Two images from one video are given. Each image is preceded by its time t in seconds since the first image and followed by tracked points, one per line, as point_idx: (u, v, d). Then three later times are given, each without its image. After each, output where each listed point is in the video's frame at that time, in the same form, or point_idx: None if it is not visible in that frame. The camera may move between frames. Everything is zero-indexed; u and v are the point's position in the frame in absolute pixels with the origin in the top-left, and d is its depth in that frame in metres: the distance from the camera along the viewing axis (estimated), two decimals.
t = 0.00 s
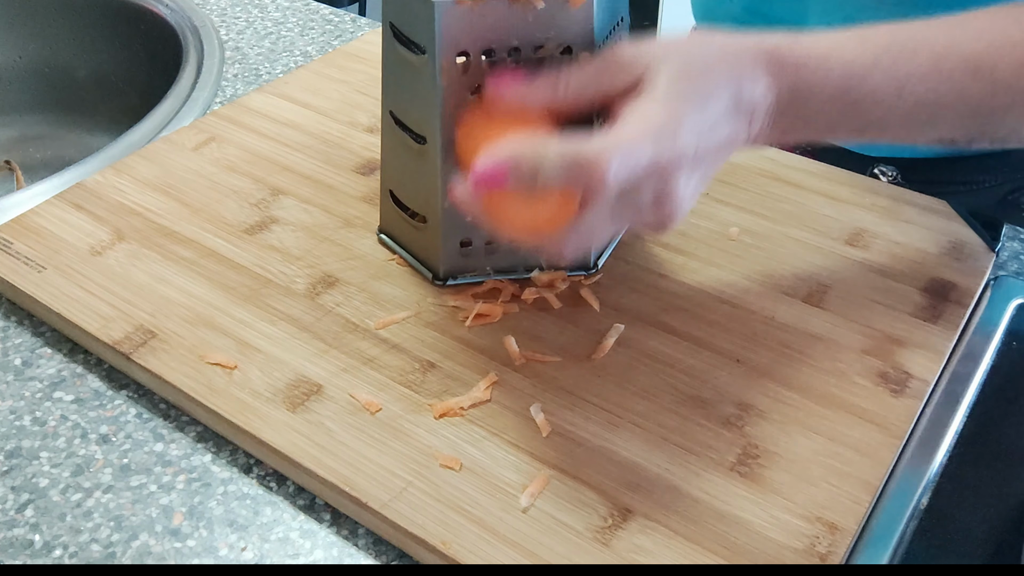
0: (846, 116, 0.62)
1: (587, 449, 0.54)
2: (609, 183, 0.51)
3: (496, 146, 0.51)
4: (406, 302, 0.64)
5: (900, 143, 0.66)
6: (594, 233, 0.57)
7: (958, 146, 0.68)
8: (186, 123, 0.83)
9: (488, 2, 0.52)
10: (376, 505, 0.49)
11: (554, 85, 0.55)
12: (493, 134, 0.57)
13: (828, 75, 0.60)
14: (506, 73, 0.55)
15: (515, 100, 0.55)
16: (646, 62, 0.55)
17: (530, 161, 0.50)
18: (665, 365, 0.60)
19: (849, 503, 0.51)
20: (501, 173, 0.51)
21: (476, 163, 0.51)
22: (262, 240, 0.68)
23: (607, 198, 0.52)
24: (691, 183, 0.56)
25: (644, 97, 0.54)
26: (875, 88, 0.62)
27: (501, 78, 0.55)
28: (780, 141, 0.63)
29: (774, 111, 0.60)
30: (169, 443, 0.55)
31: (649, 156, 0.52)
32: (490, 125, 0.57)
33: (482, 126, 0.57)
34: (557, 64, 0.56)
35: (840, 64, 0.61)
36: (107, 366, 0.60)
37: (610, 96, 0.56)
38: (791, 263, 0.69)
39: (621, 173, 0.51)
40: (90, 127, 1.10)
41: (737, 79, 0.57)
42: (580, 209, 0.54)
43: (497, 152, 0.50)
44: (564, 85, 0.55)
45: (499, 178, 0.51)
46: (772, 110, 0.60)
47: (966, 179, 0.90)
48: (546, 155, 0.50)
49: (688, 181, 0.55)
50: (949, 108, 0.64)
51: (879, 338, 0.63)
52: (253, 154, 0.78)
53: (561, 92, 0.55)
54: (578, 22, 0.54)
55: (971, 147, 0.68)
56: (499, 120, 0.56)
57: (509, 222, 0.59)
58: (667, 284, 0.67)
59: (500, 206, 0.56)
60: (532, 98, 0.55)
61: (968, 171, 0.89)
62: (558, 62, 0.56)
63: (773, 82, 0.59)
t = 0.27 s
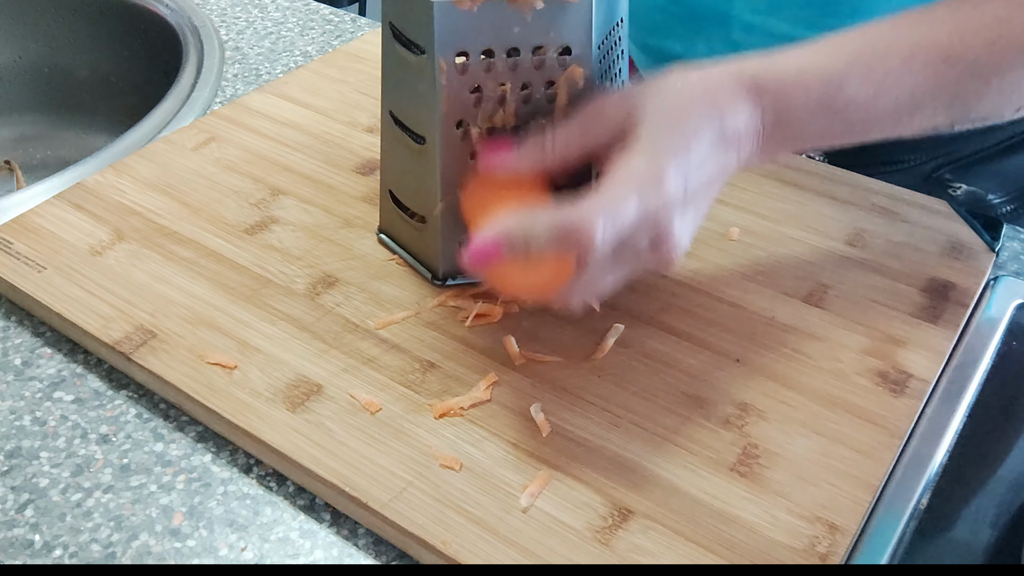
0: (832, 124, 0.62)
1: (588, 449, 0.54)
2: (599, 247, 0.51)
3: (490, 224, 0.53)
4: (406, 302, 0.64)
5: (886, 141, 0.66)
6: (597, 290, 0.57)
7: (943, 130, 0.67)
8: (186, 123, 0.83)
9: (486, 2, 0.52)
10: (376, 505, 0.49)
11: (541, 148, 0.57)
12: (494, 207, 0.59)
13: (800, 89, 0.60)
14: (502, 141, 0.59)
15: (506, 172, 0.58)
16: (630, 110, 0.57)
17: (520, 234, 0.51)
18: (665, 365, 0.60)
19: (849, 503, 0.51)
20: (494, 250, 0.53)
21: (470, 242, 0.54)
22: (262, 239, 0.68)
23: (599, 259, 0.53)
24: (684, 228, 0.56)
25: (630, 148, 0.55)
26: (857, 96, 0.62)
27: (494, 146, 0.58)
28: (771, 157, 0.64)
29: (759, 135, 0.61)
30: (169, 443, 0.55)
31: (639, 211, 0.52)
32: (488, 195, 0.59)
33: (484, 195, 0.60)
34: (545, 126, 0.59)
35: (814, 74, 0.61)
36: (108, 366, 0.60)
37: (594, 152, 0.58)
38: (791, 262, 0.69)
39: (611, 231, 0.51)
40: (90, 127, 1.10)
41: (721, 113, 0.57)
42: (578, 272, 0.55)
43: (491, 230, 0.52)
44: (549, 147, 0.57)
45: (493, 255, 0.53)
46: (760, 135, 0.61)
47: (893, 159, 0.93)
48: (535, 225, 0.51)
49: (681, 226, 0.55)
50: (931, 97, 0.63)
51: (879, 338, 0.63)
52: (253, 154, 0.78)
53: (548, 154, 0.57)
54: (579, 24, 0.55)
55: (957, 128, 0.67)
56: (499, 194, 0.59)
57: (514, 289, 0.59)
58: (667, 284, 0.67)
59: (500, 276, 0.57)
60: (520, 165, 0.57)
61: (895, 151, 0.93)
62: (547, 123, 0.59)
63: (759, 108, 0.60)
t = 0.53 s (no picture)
0: (837, 96, 0.61)
1: (588, 449, 0.54)
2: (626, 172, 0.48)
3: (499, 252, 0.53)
4: (406, 302, 0.64)
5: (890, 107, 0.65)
6: (616, 300, 0.57)
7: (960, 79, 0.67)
8: (186, 123, 0.83)
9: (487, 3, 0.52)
10: (376, 505, 0.49)
11: (550, 169, 0.57)
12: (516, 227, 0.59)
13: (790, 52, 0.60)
14: (510, 166, 0.59)
15: (516, 195, 0.58)
16: (636, 119, 0.56)
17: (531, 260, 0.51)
18: (665, 365, 0.60)
19: (849, 503, 0.51)
20: (505, 277, 0.52)
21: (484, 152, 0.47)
22: (262, 240, 0.68)
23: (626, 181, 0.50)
24: (701, 229, 0.56)
25: (638, 163, 0.54)
26: (862, 73, 0.60)
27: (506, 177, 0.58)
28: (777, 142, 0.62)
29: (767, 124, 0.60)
30: (169, 443, 0.55)
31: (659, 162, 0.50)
32: (499, 215, 0.60)
33: (494, 220, 0.60)
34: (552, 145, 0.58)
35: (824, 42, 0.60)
36: (108, 366, 0.60)
37: (607, 163, 0.57)
38: (791, 262, 0.69)
39: (620, 250, 0.51)
40: (90, 127, 1.10)
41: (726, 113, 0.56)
42: (592, 290, 0.55)
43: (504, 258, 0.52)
44: (559, 167, 0.57)
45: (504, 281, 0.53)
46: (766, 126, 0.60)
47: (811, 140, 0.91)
48: (545, 248, 0.51)
49: (697, 229, 0.55)
50: (931, 59, 0.62)
51: (879, 338, 0.63)
52: (253, 154, 0.78)
53: (558, 177, 0.57)
54: (579, 23, 0.55)
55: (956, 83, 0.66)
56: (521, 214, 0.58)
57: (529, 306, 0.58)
58: (667, 285, 0.67)
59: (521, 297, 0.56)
60: (534, 185, 0.57)
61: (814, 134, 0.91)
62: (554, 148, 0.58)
63: (764, 101, 0.59)
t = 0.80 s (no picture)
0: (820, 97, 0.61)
1: (587, 449, 0.54)
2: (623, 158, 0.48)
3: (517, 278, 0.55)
4: (406, 302, 0.64)
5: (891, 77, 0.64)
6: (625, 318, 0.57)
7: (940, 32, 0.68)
8: (186, 123, 0.83)
9: (488, 2, 0.52)
10: (376, 505, 0.49)
11: (556, 189, 0.57)
12: (529, 246, 0.58)
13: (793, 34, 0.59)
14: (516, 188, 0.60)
15: (524, 215, 0.58)
16: (638, 137, 0.55)
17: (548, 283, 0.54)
18: (665, 365, 0.60)
19: (849, 503, 0.51)
20: (526, 303, 0.56)
21: (502, 297, 0.56)
22: (262, 240, 0.68)
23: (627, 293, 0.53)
24: (705, 238, 0.55)
25: (644, 186, 0.54)
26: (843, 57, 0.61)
27: (512, 199, 0.58)
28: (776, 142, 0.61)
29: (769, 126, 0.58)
30: (169, 443, 0.55)
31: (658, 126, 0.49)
32: (507, 235, 0.60)
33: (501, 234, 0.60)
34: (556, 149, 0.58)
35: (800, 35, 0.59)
36: (108, 366, 0.60)
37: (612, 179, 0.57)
38: (791, 262, 0.69)
39: (635, 273, 0.52)
40: (90, 127, 1.10)
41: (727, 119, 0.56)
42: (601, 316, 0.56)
43: (524, 284, 0.55)
44: (564, 184, 0.56)
45: (526, 305, 0.56)
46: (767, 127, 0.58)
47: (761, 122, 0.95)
48: (559, 273, 0.54)
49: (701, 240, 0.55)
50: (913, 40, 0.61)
51: (879, 338, 0.63)
52: (253, 154, 0.78)
53: (564, 193, 0.56)
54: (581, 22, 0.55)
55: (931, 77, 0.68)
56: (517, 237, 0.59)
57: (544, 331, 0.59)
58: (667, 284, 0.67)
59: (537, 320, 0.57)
60: (540, 207, 0.57)
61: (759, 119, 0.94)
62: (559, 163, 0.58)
63: (762, 101, 0.57)
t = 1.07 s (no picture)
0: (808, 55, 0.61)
1: (587, 449, 0.54)
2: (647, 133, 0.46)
3: (533, 275, 0.53)
4: (406, 302, 0.64)
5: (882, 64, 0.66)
6: (642, 302, 0.60)
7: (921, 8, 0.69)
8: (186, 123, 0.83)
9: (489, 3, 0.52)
10: (376, 505, 0.49)
11: (568, 188, 0.56)
12: (539, 246, 0.57)
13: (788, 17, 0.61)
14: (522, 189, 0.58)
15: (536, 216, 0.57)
16: (640, 148, 0.57)
17: (563, 284, 0.52)
18: (664, 364, 0.60)
19: (849, 503, 0.51)
20: (541, 301, 0.53)
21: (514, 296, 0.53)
22: (262, 240, 0.68)
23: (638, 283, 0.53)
24: (712, 230, 0.57)
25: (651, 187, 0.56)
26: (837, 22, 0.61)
27: (519, 200, 0.57)
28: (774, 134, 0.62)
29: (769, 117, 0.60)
30: (169, 443, 0.55)
31: (670, 240, 0.53)
32: (517, 236, 0.58)
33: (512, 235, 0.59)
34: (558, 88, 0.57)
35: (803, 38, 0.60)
36: (108, 366, 0.60)
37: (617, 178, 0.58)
38: (791, 262, 0.69)
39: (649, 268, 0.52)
40: (90, 127, 1.10)
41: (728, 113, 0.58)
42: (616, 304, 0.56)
43: (537, 283, 0.52)
44: (574, 185, 0.56)
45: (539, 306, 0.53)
46: (772, 118, 0.60)
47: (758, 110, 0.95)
48: (572, 269, 0.51)
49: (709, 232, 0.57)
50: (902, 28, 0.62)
51: (879, 338, 0.63)
52: (253, 154, 0.78)
53: (575, 194, 0.57)
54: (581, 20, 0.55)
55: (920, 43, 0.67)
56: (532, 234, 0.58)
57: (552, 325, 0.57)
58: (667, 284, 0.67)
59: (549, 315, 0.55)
60: (551, 207, 0.57)
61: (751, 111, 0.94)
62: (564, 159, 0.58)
63: (760, 93, 0.59)
